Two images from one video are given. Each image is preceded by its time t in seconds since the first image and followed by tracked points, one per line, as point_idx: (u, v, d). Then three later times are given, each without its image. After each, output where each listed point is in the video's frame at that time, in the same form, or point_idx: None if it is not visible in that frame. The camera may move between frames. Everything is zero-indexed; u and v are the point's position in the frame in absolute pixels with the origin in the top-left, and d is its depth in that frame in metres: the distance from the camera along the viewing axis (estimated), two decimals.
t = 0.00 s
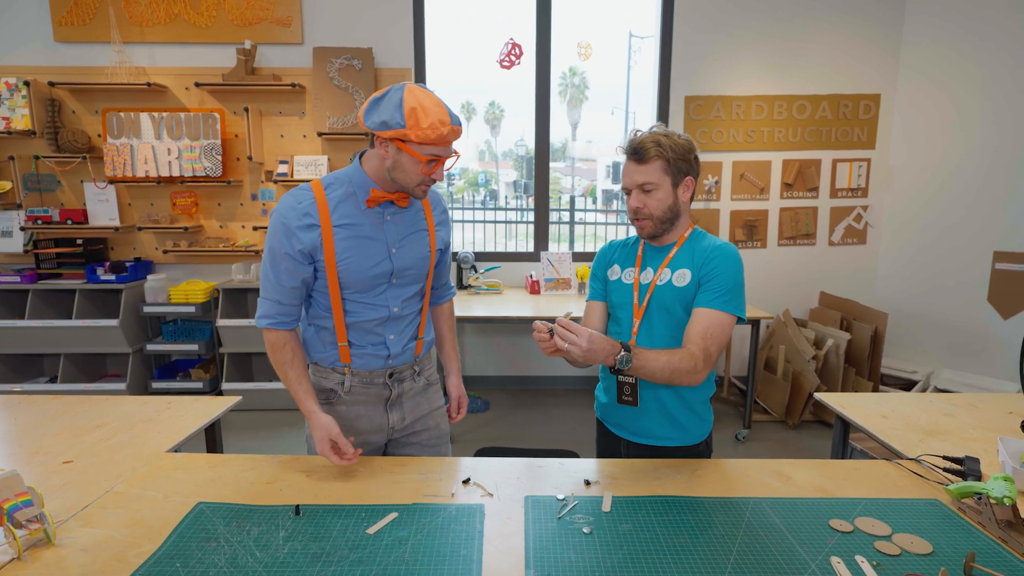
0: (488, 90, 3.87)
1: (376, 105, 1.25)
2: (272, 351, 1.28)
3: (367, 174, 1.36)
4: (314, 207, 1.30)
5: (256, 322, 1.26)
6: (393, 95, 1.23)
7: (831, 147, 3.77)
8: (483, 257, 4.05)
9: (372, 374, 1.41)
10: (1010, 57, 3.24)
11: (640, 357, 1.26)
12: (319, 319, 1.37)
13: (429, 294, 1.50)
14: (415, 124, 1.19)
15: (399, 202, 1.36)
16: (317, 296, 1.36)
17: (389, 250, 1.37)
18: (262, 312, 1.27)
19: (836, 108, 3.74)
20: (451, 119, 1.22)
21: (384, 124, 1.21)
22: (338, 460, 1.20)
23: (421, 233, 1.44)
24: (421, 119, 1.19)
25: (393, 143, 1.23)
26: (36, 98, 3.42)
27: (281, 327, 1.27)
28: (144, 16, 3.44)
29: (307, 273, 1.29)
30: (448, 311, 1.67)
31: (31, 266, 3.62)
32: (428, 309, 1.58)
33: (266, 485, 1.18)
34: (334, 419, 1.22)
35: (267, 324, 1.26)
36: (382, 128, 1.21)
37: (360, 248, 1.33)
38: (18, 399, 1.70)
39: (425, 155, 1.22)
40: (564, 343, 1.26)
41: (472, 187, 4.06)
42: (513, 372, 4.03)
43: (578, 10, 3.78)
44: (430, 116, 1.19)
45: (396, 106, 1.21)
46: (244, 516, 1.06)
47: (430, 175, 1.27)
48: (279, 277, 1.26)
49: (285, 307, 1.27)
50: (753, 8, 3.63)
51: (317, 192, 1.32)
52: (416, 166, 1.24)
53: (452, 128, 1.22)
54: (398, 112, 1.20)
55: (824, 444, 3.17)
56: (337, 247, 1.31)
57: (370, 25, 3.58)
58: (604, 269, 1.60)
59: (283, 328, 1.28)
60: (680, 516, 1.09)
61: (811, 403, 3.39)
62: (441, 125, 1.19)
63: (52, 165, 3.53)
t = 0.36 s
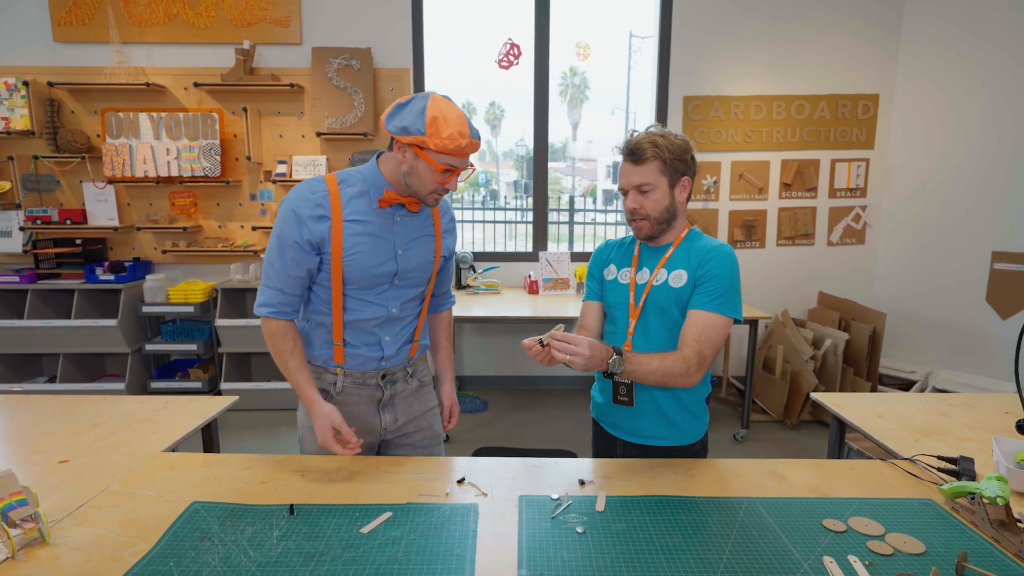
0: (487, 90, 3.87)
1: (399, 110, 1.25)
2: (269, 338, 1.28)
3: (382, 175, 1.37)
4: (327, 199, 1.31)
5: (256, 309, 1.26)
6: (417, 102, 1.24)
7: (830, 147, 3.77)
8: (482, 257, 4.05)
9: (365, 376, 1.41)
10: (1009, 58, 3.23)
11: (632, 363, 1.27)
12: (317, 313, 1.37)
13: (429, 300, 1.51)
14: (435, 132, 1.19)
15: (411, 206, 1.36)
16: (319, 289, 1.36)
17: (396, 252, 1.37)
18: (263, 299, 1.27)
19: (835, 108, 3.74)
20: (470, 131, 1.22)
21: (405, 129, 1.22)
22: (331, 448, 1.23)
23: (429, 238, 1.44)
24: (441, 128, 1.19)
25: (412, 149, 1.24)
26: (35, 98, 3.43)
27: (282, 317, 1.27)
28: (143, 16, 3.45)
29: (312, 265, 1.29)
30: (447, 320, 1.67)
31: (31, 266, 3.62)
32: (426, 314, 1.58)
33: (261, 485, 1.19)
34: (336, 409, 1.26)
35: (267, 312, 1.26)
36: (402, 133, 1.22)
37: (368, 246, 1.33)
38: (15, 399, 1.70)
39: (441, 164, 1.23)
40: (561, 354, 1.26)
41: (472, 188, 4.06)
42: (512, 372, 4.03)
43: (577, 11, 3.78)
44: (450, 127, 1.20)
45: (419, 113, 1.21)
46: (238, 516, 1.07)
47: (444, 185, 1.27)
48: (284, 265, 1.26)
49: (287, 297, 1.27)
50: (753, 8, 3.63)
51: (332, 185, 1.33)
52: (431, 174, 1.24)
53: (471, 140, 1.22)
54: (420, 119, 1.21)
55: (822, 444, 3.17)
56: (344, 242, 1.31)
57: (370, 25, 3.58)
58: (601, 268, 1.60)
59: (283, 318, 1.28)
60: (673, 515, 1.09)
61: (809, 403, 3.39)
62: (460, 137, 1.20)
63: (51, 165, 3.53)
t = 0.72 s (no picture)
0: (487, 90, 3.87)
1: (407, 119, 1.25)
2: (267, 338, 1.27)
3: (387, 180, 1.37)
4: (331, 201, 1.30)
5: (255, 309, 1.25)
6: (426, 111, 1.23)
7: (829, 147, 3.76)
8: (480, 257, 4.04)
9: (359, 379, 1.41)
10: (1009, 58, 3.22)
11: (624, 362, 1.26)
12: (315, 315, 1.36)
13: (428, 306, 1.50)
14: (443, 143, 1.19)
15: (414, 212, 1.36)
16: (318, 290, 1.35)
17: (397, 257, 1.37)
18: (262, 299, 1.26)
19: (834, 109, 3.73)
20: (479, 143, 1.21)
21: (413, 138, 1.21)
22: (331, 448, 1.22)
23: (430, 244, 1.44)
24: (449, 139, 1.19)
25: (419, 158, 1.23)
26: (33, 99, 3.43)
27: (282, 318, 1.27)
28: (141, 16, 3.44)
29: (313, 266, 1.28)
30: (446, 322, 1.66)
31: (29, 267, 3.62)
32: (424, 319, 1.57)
33: (253, 488, 1.18)
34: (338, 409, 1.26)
35: (267, 312, 1.25)
36: (409, 142, 1.21)
37: (369, 250, 1.32)
38: (10, 401, 1.69)
39: (447, 174, 1.22)
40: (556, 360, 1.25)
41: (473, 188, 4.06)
42: (511, 372, 4.03)
43: (576, 11, 3.77)
44: (459, 138, 1.19)
45: (427, 122, 1.21)
46: (229, 519, 1.06)
47: (449, 195, 1.27)
48: (286, 266, 1.25)
49: (287, 298, 1.27)
50: (751, 8, 3.62)
51: (337, 187, 1.32)
52: (436, 183, 1.24)
53: (478, 152, 1.22)
54: (428, 129, 1.20)
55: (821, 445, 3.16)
56: (346, 244, 1.30)
57: (368, 26, 3.58)
58: (596, 270, 1.60)
59: (282, 319, 1.27)
60: (667, 519, 1.09)
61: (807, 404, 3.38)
62: (468, 148, 1.19)
63: (50, 166, 3.53)
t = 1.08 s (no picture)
0: (487, 90, 3.84)
1: (395, 117, 1.23)
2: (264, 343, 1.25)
3: (379, 182, 1.35)
4: (323, 203, 1.28)
5: (251, 316, 1.23)
6: (413, 109, 1.22)
7: (828, 147, 3.74)
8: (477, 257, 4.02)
9: (350, 383, 1.39)
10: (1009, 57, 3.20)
11: (612, 356, 1.26)
12: (306, 318, 1.34)
13: (420, 307, 1.49)
14: (431, 140, 1.18)
15: (407, 213, 1.34)
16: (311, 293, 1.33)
17: (389, 260, 1.35)
18: (257, 304, 1.24)
19: (833, 108, 3.70)
20: (468, 140, 1.20)
21: (401, 137, 1.20)
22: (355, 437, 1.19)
23: (422, 246, 1.42)
24: (437, 136, 1.17)
25: (408, 157, 1.21)
26: (28, 99, 3.41)
27: (280, 323, 1.24)
28: (137, 16, 3.43)
29: (307, 270, 1.26)
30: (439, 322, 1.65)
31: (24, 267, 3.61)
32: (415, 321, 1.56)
33: (239, 492, 1.17)
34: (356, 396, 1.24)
35: (263, 319, 1.23)
36: (397, 141, 1.20)
37: (362, 253, 1.31)
38: None
39: (438, 172, 1.20)
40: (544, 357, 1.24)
41: (474, 187, 4.03)
42: (508, 373, 4.01)
43: (574, 10, 3.75)
44: (447, 134, 1.18)
45: (415, 120, 1.19)
46: (213, 525, 1.05)
47: (439, 194, 1.24)
48: (280, 270, 1.23)
49: (283, 303, 1.24)
50: (750, 7, 3.60)
51: (328, 189, 1.30)
52: (427, 182, 1.21)
53: (468, 149, 1.20)
54: (415, 127, 1.19)
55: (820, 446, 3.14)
56: (338, 248, 1.29)
57: (366, 25, 3.56)
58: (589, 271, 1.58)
59: (280, 324, 1.24)
60: (658, 525, 1.07)
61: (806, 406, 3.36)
62: (457, 146, 1.18)
63: (45, 165, 3.52)
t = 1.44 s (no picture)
0: (489, 90, 3.83)
1: (350, 91, 1.24)
2: (280, 347, 1.20)
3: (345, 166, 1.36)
4: (297, 196, 1.27)
5: (262, 322, 1.18)
6: (367, 82, 1.23)
7: (829, 147, 3.71)
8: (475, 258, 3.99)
9: (345, 388, 1.37)
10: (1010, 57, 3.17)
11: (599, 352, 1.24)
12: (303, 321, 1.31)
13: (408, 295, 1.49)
14: (386, 110, 1.19)
15: (379, 196, 1.36)
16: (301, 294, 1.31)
17: (372, 245, 1.36)
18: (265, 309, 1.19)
19: (833, 108, 3.68)
20: (423, 107, 1.22)
21: (356, 109, 1.21)
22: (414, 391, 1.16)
23: (401, 230, 1.44)
24: (392, 105, 1.19)
25: (365, 129, 1.23)
26: (24, 99, 3.40)
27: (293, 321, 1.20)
28: (133, 16, 3.42)
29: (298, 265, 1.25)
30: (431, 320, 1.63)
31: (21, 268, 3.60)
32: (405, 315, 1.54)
33: (224, 499, 1.15)
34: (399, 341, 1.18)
35: (276, 320, 1.18)
36: (353, 112, 1.21)
37: (344, 241, 1.31)
38: None
39: (395, 141, 1.22)
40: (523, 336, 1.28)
41: (475, 188, 4.01)
42: (506, 375, 3.99)
43: (573, 9, 3.73)
44: (401, 103, 1.19)
45: (369, 91, 1.20)
46: (195, 533, 1.03)
47: (402, 165, 1.27)
48: (274, 268, 1.21)
49: (291, 300, 1.21)
50: (750, 6, 3.57)
51: (299, 183, 1.30)
52: (386, 153, 1.23)
53: (423, 116, 1.22)
54: (370, 98, 1.19)
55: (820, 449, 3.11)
56: (321, 239, 1.28)
57: (363, 25, 3.54)
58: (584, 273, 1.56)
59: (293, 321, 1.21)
60: (650, 534, 1.05)
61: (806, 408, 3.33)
62: (412, 113, 1.20)
63: (41, 166, 3.51)
